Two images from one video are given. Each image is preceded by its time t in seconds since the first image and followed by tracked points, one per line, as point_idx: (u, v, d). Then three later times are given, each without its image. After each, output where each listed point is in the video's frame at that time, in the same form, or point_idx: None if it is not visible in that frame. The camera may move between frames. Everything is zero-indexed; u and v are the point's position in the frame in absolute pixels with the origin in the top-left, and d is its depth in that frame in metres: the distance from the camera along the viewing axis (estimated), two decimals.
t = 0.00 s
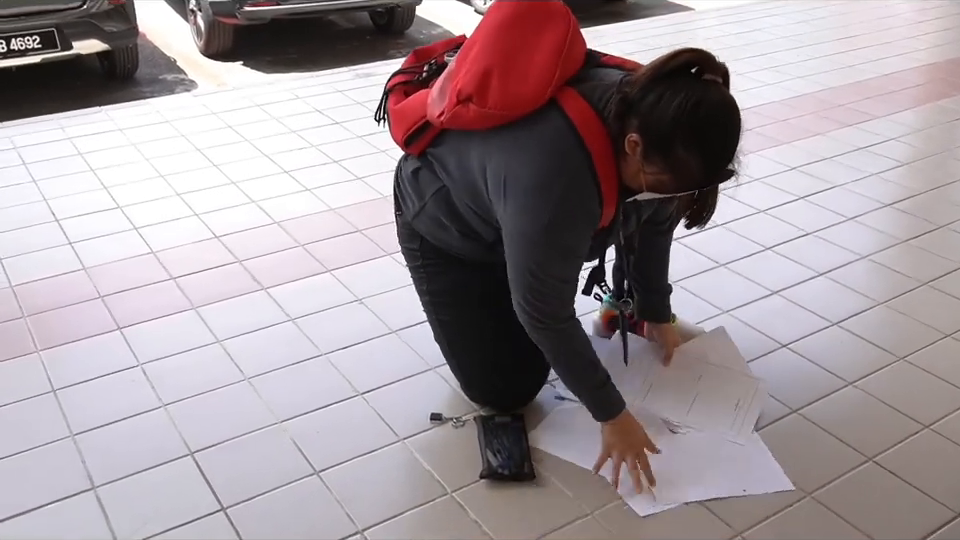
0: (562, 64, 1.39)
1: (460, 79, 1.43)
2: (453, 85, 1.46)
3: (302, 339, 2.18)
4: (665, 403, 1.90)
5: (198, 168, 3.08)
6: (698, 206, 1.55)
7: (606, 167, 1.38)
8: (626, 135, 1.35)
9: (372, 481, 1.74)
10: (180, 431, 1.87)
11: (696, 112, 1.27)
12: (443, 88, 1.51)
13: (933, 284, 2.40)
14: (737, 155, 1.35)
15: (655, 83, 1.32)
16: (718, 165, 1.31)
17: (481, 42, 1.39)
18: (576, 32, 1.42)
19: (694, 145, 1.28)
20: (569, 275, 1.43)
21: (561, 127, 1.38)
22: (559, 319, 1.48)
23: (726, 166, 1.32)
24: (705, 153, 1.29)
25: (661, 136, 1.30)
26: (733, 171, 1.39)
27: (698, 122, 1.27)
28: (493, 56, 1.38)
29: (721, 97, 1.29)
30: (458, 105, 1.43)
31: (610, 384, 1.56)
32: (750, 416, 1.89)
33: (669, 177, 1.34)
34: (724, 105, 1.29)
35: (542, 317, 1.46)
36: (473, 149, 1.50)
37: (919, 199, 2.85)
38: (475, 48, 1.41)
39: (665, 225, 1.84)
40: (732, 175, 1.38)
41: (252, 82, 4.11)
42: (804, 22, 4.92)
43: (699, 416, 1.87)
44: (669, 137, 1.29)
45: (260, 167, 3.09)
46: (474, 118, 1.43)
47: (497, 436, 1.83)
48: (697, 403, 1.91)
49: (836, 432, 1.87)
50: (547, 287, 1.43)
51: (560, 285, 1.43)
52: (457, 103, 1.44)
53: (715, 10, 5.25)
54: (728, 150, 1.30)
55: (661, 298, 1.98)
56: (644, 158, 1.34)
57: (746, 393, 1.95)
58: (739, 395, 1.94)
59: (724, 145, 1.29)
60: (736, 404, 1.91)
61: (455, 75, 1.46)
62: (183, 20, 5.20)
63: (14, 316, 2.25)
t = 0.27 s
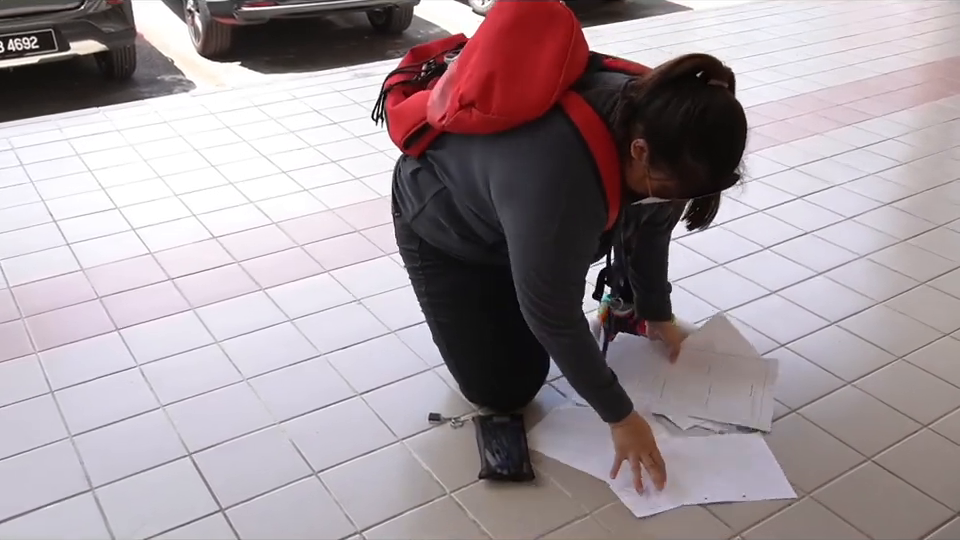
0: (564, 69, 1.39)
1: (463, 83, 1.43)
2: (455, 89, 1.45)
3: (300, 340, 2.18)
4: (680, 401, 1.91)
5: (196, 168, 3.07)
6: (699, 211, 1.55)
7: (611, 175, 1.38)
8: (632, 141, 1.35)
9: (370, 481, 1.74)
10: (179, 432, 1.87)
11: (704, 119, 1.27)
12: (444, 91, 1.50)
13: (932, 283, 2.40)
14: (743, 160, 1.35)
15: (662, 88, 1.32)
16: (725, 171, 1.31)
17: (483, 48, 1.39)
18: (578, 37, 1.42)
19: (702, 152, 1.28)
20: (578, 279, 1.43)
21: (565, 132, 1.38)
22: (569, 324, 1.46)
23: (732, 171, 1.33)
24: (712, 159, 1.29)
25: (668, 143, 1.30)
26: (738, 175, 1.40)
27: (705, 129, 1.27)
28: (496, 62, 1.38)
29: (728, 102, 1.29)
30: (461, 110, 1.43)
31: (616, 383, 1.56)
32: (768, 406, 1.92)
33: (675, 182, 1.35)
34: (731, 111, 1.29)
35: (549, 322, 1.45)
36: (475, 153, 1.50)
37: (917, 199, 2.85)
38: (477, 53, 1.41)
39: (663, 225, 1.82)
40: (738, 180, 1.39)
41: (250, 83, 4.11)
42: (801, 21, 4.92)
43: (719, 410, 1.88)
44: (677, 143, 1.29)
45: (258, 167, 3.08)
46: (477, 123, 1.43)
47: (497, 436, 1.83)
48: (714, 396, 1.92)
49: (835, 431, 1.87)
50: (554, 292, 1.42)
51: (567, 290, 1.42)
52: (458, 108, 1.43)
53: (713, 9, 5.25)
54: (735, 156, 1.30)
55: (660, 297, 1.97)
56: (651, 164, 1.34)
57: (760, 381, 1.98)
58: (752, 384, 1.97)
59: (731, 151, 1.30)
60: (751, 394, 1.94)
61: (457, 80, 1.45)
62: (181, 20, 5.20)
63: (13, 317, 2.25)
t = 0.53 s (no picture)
0: (566, 79, 1.39)
1: (464, 92, 1.43)
2: (457, 97, 1.45)
3: (298, 340, 2.18)
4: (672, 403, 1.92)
5: (194, 168, 3.07)
6: (700, 215, 1.54)
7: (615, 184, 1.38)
8: (634, 149, 1.35)
9: (367, 481, 1.74)
10: (177, 432, 1.87)
11: (706, 127, 1.27)
12: (446, 98, 1.50)
13: (929, 283, 2.40)
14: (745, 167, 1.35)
15: (664, 98, 1.31)
16: (728, 179, 1.30)
17: (486, 59, 1.40)
18: (579, 47, 1.43)
19: (704, 162, 1.28)
20: (593, 288, 1.43)
21: (567, 141, 1.38)
22: (590, 333, 1.45)
23: (735, 179, 1.32)
24: (716, 168, 1.28)
25: (670, 153, 1.30)
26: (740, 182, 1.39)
27: (707, 138, 1.27)
28: (498, 71, 1.39)
29: (730, 110, 1.29)
30: (462, 119, 1.42)
31: (644, 402, 1.53)
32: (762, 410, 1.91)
33: (678, 191, 1.34)
34: (733, 119, 1.28)
35: (568, 331, 1.44)
36: (477, 161, 1.50)
37: (915, 199, 2.85)
38: (479, 63, 1.42)
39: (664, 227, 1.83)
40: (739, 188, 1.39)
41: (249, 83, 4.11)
42: (799, 21, 4.92)
43: (710, 413, 1.88)
44: (680, 151, 1.29)
45: (256, 167, 3.08)
46: (478, 133, 1.42)
47: (495, 436, 1.83)
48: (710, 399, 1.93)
49: (833, 431, 1.87)
50: (568, 299, 1.41)
51: (581, 296, 1.42)
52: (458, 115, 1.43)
53: (711, 9, 5.25)
54: (737, 163, 1.30)
55: (667, 296, 1.99)
56: (652, 173, 1.34)
57: (757, 388, 1.96)
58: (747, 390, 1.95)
59: (734, 158, 1.29)
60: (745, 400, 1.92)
61: (459, 90, 1.45)
62: (179, 20, 5.20)
63: (10, 317, 2.25)
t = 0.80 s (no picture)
0: (569, 81, 1.38)
1: (467, 93, 1.42)
2: (459, 98, 1.45)
3: (297, 340, 2.17)
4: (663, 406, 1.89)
5: (193, 168, 3.07)
6: (698, 214, 1.54)
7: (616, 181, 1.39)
8: (636, 147, 1.35)
9: (366, 481, 1.74)
10: (175, 432, 1.87)
11: (709, 126, 1.27)
12: (447, 99, 1.50)
13: (928, 283, 2.41)
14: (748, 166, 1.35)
15: (668, 97, 1.31)
16: (731, 178, 1.31)
17: (488, 59, 1.39)
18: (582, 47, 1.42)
19: (707, 160, 1.28)
20: (588, 292, 1.43)
21: (573, 142, 1.38)
22: (582, 331, 1.45)
23: (738, 178, 1.33)
24: (719, 167, 1.28)
25: (674, 151, 1.30)
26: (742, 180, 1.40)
27: (711, 137, 1.27)
28: (502, 72, 1.37)
29: (734, 109, 1.28)
30: (465, 120, 1.42)
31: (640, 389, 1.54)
32: (754, 420, 1.85)
33: (680, 189, 1.35)
34: (736, 118, 1.28)
35: (562, 327, 1.43)
36: (481, 161, 1.50)
37: (914, 199, 2.85)
38: (482, 63, 1.40)
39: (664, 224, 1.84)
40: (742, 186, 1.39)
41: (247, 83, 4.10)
42: (798, 21, 4.93)
43: (699, 420, 1.84)
44: (682, 151, 1.29)
45: (255, 167, 3.08)
46: (482, 133, 1.42)
47: (494, 436, 1.83)
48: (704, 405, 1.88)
49: (832, 431, 1.87)
50: (567, 296, 1.41)
51: (580, 294, 1.41)
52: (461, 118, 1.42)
53: (710, 10, 5.25)
54: (740, 162, 1.30)
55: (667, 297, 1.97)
56: (655, 171, 1.34)
57: (751, 398, 1.89)
58: (741, 400, 1.89)
59: (736, 157, 1.29)
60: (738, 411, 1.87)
61: (462, 89, 1.44)
62: (178, 20, 5.19)
63: (9, 316, 2.25)
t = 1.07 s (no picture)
0: (571, 74, 1.38)
1: (470, 86, 1.42)
2: (462, 91, 1.44)
3: (296, 340, 2.18)
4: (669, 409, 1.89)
5: (193, 168, 3.07)
6: (706, 213, 1.54)
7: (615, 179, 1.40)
8: (638, 144, 1.35)
9: (365, 481, 1.74)
10: (174, 432, 1.87)
11: (711, 121, 1.28)
12: (450, 92, 1.49)
13: (927, 284, 2.41)
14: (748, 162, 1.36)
15: (670, 93, 1.31)
16: (733, 173, 1.32)
17: (491, 50, 1.38)
18: (586, 44, 1.42)
19: (710, 155, 1.29)
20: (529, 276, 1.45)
21: (574, 135, 1.38)
22: (501, 303, 1.50)
23: (739, 173, 1.34)
24: (721, 162, 1.29)
25: (676, 146, 1.30)
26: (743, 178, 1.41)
27: (714, 132, 1.28)
28: (506, 63, 1.37)
29: (736, 106, 1.30)
30: (467, 111, 1.42)
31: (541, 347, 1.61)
32: (755, 425, 1.87)
33: (683, 184, 1.36)
34: (739, 113, 1.29)
35: (486, 294, 1.49)
36: (480, 155, 1.50)
37: (914, 199, 2.85)
38: (485, 54, 1.40)
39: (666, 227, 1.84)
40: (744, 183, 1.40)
41: (247, 83, 4.10)
42: (798, 22, 4.93)
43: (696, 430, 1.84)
44: (686, 146, 1.29)
45: (255, 167, 3.08)
46: (483, 126, 1.42)
47: (493, 436, 1.83)
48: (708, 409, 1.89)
49: (831, 432, 1.87)
50: (506, 276, 1.44)
51: (516, 280, 1.45)
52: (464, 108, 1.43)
53: (709, 10, 5.26)
54: (743, 158, 1.31)
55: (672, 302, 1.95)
56: (657, 167, 1.35)
57: (753, 402, 1.91)
58: (743, 406, 1.91)
59: (738, 152, 1.30)
60: (738, 416, 1.88)
61: (464, 80, 1.44)
62: (178, 20, 5.19)
63: (8, 316, 2.25)
